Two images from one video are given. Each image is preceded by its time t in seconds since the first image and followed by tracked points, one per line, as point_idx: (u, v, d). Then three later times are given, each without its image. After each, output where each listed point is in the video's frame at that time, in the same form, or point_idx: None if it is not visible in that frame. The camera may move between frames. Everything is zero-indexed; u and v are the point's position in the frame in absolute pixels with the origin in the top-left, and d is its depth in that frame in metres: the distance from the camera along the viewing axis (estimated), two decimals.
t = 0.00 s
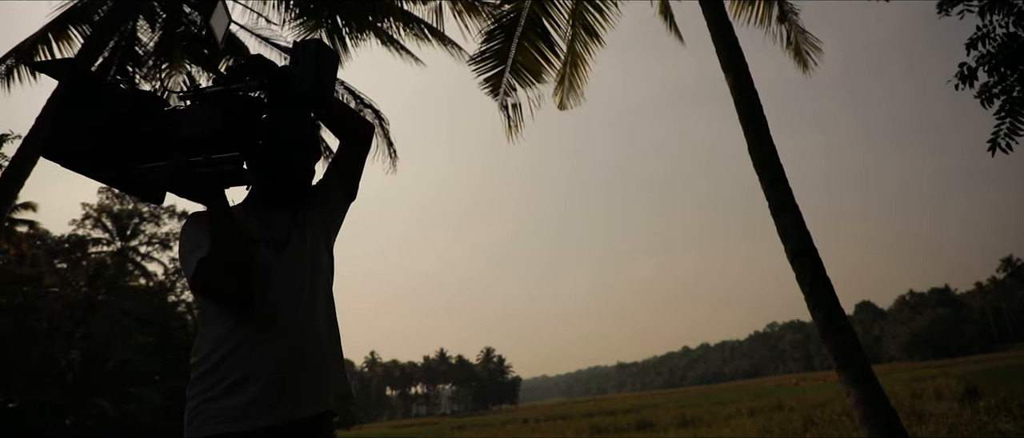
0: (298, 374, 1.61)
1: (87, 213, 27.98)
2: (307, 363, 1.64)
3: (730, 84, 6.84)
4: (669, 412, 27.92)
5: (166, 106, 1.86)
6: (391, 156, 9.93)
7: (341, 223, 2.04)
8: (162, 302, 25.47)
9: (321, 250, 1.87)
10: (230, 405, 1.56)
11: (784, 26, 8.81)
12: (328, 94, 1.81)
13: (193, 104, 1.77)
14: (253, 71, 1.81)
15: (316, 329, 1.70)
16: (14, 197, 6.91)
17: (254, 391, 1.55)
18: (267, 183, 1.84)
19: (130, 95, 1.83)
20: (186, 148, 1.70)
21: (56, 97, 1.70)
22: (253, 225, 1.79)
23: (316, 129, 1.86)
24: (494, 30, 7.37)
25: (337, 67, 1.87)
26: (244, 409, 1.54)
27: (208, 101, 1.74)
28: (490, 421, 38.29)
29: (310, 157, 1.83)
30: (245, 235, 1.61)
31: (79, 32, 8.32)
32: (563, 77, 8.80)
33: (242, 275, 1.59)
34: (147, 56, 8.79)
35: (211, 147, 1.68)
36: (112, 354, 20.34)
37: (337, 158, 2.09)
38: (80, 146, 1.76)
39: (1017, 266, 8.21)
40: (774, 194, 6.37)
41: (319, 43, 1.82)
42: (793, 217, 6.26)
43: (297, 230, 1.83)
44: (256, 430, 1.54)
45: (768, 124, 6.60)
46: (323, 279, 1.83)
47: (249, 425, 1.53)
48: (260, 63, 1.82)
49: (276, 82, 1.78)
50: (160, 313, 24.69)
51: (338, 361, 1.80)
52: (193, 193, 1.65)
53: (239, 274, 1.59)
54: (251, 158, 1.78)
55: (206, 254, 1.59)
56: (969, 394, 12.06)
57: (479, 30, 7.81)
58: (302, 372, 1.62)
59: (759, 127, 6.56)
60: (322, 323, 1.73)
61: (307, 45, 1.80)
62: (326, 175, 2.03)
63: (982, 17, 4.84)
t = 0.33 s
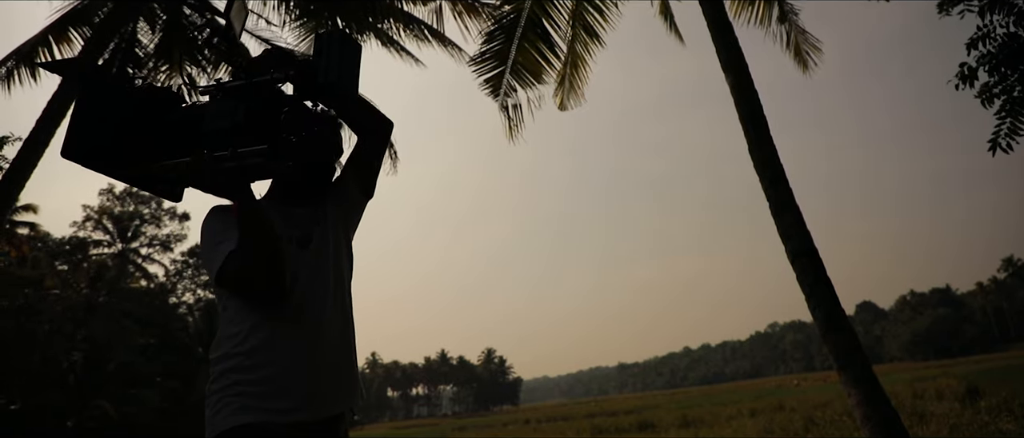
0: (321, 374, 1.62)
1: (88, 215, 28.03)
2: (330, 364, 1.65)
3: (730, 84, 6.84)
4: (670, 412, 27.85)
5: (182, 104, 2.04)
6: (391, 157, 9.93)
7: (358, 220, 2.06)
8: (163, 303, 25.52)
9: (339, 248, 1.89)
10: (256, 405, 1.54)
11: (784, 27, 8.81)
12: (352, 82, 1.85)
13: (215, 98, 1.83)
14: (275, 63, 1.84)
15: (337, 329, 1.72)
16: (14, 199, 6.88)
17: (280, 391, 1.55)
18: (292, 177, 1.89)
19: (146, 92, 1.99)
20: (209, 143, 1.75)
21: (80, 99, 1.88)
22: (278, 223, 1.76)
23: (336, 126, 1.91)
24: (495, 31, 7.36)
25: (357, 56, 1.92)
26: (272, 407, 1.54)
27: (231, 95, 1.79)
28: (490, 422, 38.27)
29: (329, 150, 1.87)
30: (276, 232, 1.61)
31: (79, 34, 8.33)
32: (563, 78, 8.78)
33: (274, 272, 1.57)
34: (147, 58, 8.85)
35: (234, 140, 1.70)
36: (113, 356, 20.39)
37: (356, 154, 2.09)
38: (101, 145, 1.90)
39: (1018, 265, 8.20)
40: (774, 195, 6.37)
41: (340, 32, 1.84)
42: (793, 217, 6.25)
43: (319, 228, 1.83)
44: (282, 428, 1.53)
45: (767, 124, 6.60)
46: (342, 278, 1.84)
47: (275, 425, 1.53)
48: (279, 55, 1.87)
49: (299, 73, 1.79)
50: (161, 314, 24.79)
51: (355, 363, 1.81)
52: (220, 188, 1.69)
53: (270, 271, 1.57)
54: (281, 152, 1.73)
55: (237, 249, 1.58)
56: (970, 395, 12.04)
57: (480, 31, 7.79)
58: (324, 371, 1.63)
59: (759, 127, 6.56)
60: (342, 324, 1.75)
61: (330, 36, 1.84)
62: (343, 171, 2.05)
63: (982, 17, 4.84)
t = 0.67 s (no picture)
0: (343, 376, 1.64)
1: (88, 216, 28.04)
2: (351, 366, 1.67)
3: (730, 85, 6.84)
4: (671, 413, 27.80)
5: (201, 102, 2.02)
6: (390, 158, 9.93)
7: (378, 217, 2.06)
8: (163, 304, 25.55)
9: (358, 247, 1.90)
10: (278, 406, 1.56)
11: (784, 27, 8.82)
12: (374, 79, 1.96)
13: (236, 94, 1.84)
14: (295, 57, 1.84)
15: (356, 329, 1.75)
16: (14, 200, 6.85)
17: (303, 391, 1.57)
18: (311, 173, 1.83)
19: (166, 90, 1.96)
20: (231, 139, 1.77)
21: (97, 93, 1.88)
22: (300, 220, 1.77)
23: (359, 126, 1.89)
24: (495, 32, 7.36)
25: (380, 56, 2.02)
26: (297, 407, 1.56)
27: (252, 90, 1.80)
28: (490, 422, 38.30)
29: (351, 147, 1.84)
30: (298, 229, 1.60)
31: (79, 34, 8.30)
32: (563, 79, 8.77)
33: (299, 269, 1.58)
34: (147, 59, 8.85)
35: (257, 135, 1.74)
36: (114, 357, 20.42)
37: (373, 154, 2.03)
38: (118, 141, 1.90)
39: (1019, 266, 8.18)
40: (774, 195, 6.37)
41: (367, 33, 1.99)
42: (794, 217, 6.25)
43: (339, 227, 1.84)
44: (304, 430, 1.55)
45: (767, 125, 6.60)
46: (361, 277, 1.85)
47: (297, 426, 1.54)
48: (299, 50, 1.85)
49: (323, 67, 1.86)
50: (161, 315, 24.85)
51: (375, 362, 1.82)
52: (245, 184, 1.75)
53: (294, 271, 1.57)
54: (299, 147, 1.71)
55: (259, 248, 1.59)
56: (972, 395, 12.01)
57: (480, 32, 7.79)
58: (345, 373, 1.65)
59: (760, 128, 6.56)
60: (360, 325, 1.77)
61: (359, 38, 1.97)
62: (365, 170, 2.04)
63: (983, 18, 4.83)
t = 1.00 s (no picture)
0: (375, 375, 1.62)
1: (88, 217, 28.06)
2: (383, 365, 1.65)
3: (730, 86, 6.83)
4: (672, 413, 27.79)
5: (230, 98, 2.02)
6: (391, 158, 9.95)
7: (404, 215, 2.06)
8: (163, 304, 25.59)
9: (386, 244, 1.88)
10: (305, 409, 1.55)
11: (784, 28, 8.81)
12: (403, 73, 1.76)
13: (260, 92, 1.81)
14: (319, 54, 1.83)
15: (386, 328, 1.73)
16: (15, 201, 6.86)
17: (332, 392, 1.55)
18: (337, 173, 1.82)
19: (194, 91, 1.98)
20: (255, 137, 1.72)
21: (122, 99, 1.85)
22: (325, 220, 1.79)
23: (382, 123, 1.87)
24: (495, 33, 7.35)
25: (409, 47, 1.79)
26: (327, 408, 1.54)
27: (277, 88, 1.75)
28: (490, 423, 38.33)
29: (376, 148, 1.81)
30: (325, 228, 1.61)
31: (80, 35, 8.32)
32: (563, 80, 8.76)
33: (325, 268, 1.58)
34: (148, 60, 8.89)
35: (282, 134, 1.69)
36: (114, 358, 20.46)
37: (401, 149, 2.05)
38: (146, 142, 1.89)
39: (1019, 266, 8.18)
40: (774, 196, 6.36)
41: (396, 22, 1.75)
42: (794, 218, 6.24)
43: (366, 224, 1.83)
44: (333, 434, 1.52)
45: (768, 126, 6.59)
46: (390, 275, 1.83)
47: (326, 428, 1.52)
48: (323, 49, 1.84)
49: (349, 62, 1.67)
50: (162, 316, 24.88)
51: (406, 362, 1.80)
52: (266, 184, 1.71)
53: (320, 269, 1.57)
54: (323, 142, 1.70)
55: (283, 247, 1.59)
56: (972, 396, 12.01)
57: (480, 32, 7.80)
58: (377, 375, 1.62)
59: (760, 129, 6.55)
60: (390, 323, 1.75)
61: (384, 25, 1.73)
62: (392, 166, 2.07)
63: (983, 18, 4.83)
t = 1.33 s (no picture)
0: (414, 365, 1.59)
1: (88, 221, 28.05)
2: (422, 354, 1.61)
3: (731, 89, 6.81)
4: (672, 417, 27.68)
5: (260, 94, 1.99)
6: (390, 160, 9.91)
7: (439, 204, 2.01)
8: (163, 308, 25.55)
9: (421, 232, 1.83)
10: (338, 401, 1.54)
11: (784, 31, 8.79)
12: (430, 52, 1.75)
13: (289, 83, 1.86)
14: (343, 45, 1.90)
15: (428, 314, 1.68)
16: (14, 203, 6.84)
17: (368, 382, 1.54)
18: (369, 160, 1.83)
19: (226, 90, 1.97)
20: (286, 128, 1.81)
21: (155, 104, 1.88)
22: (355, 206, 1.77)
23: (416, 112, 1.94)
24: (495, 36, 7.31)
25: (435, 26, 1.76)
26: (362, 399, 1.53)
27: (304, 78, 1.81)
28: (491, 428, 38.14)
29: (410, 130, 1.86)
30: (355, 217, 1.58)
31: (79, 38, 8.30)
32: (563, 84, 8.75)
33: (355, 257, 1.56)
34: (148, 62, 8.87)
35: (311, 122, 1.77)
36: (113, 362, 20.42)
37: (433, 138, 2.06)
38: (180, 134, 1.90)
39: (1020, 269, 8.15)
40: (774, 200, 6.34)
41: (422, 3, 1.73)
42: (794, 221, 6.21)
43: (398, 212, 1.80)
44: (370, 426, 1.52)
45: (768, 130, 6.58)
46: (427, 261, 1.79)
47: (359, 420, 1.51)
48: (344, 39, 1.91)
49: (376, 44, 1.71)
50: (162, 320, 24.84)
51: (449, 351, 1.76)
52: (298, 175, 1.69)
53: (350, 259, 1.55)
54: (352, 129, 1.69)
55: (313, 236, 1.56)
56: (974, 399, 11.97)
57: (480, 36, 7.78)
58: (416, 364, 1.60)
59: (760, 133, 6.53)
60: (430, 311, 1.70)
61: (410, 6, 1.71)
62: (423, 154, 2.02)
63: (983, 22, 4.81)
